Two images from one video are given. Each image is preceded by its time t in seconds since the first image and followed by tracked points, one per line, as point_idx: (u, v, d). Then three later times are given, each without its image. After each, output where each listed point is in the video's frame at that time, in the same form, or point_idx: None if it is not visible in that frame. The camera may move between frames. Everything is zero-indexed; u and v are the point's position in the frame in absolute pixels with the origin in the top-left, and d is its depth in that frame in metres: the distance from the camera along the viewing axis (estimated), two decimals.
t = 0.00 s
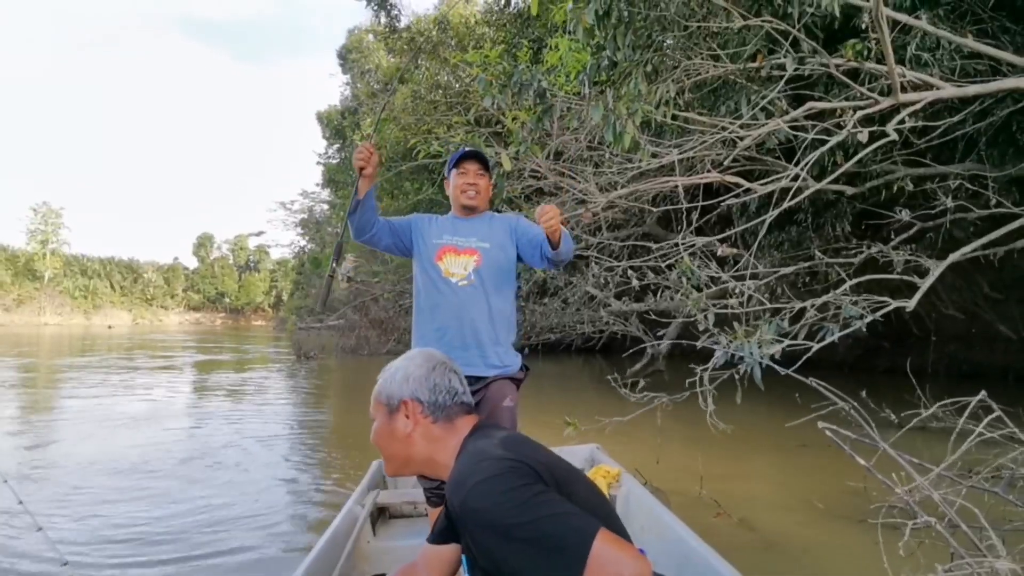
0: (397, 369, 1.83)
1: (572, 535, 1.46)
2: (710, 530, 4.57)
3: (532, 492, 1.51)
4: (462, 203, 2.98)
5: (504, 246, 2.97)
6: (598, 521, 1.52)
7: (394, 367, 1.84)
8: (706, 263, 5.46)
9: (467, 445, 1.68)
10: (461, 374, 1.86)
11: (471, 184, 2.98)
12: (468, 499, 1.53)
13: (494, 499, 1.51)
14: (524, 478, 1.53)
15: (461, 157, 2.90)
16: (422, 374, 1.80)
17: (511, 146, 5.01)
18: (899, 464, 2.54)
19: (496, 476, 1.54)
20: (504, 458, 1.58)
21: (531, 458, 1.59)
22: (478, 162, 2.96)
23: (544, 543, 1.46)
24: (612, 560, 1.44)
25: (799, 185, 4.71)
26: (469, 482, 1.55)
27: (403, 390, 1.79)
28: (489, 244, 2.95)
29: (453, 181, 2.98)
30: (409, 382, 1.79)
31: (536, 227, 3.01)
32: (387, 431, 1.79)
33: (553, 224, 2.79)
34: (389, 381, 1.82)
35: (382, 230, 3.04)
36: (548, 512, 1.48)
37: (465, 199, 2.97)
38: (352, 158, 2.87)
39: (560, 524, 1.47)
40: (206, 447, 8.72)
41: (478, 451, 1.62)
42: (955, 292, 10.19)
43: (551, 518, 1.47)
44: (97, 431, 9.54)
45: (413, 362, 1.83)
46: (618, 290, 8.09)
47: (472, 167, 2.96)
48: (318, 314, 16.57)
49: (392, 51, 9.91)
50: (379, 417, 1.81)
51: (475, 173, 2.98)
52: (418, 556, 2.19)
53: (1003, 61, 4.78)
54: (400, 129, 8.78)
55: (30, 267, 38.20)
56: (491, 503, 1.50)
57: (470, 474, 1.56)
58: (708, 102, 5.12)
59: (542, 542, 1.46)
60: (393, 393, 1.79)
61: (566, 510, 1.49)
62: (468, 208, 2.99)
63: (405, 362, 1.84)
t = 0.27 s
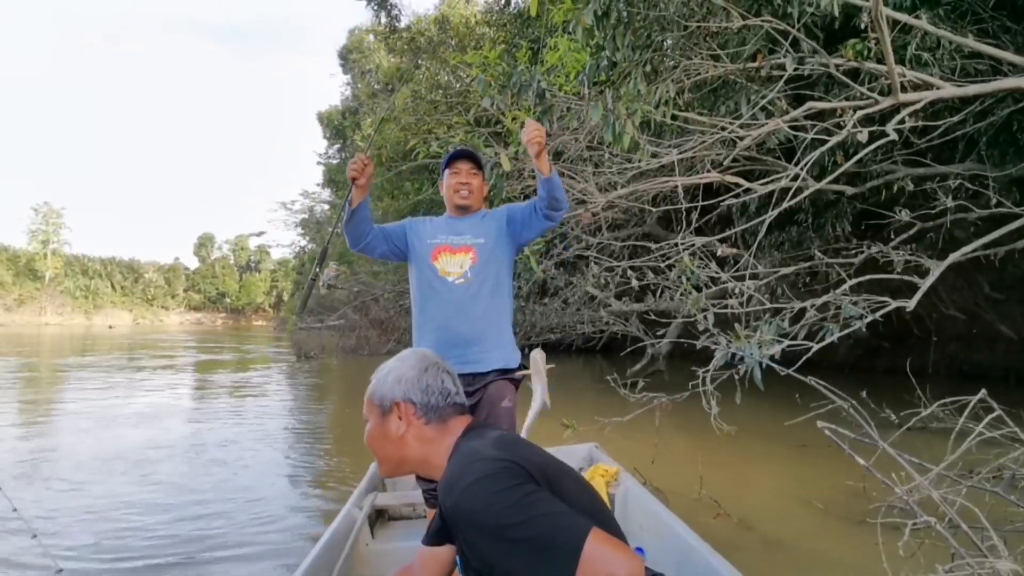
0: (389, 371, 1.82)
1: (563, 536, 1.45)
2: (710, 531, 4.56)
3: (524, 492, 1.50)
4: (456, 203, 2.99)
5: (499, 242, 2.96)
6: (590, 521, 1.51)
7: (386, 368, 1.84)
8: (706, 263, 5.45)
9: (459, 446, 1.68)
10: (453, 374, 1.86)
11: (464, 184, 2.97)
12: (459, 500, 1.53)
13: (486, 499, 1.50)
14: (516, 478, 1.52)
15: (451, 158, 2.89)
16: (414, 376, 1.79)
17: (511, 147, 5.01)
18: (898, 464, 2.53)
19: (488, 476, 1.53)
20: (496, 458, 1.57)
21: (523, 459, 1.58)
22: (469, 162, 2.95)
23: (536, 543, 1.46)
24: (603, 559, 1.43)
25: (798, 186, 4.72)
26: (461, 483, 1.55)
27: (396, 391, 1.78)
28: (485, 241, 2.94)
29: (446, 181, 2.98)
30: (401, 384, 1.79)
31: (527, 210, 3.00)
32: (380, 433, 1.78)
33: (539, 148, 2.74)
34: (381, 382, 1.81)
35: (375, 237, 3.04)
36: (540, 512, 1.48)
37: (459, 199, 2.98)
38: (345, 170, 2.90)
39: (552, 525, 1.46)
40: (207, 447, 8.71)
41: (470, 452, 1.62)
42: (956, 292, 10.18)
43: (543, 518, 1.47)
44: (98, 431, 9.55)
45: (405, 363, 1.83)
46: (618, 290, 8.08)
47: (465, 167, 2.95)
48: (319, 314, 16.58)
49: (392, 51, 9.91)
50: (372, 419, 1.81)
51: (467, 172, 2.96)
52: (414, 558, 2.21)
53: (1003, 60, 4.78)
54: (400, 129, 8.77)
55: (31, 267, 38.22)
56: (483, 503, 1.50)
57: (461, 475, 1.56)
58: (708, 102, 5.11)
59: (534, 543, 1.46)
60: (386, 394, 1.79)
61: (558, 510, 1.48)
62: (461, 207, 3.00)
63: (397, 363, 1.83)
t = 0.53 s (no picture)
0: (384, 373, 1.81)
1: (559, 540, 1.45)
2: (712, 533, 4.55)
3: (520, 495, 1.49)
4: (453, 203, 2.96)
5: (498, 235, 2.92)
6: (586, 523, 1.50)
7: (381, 370, 1.83)
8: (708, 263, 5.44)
9: (455, 449, 1.67)
10: (449, 375, 1.85)
11: (461, 184, 2.95)
12: (454, 504, 1.52)
13: (481, 503, 1.49)
14: (512, 481, 1.51)
15: (446, 157, 2.90)
16: (409, 378, 1.78)
17: (511, 147, 5.00)
18: (901, 465, 2.50)
19: (483, 479, 1.52)
20: (492, 461, 1.55)
21: (519, 460, 1.57)
22: (466, 161, 2.94)
23: (531, 547, 1.45)
24: (599, 562, 1.43)
25: (800, 185, 4.71)
26: (456, 486, 1.54)
27: (392, 394, 1.77)
28: (482, 234, 2.89)
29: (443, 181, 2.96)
30: (397, 387, 1.78)
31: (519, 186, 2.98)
32: (376, 436, 1.77)
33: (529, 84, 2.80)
34: (377, 385, 1.80)
35: (374, 242, 3.03)
36: (536, 516, 1.47)
37: (455, 198, 2.95)
38: (339, 177, 2.95)
39: (548, 528, 1.46)
40: (207, 446, 8.71)
41: (465, 453, 1.61)
42: (957, 292, 10.17)
43: (539, 522, 1.46)
44: (98, 431, 9.54)
45: (400, 365, 1.81)
46: (619, 290, 8.07)
47: (460, 167, 2.94)
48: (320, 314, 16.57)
49: (393, 51, 9.90)
50: (368, 421, 1.80)
51: (463, 172, 2.95)
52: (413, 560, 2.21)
53: (1005, 60, 4.77)
54: (401, 129, 8.77)
55: (32, 267, 38.21)
56: (478, 507, 1.49)
57: (456, 478, 1.55)
58: (708, 102, 5.09)
59: (530, 547, 1.45)
60: (382, 398, 1.78)
61: (554, 513, 1.47)
62: (459, 208, 2.97)
63: (393, 365, 1.82)
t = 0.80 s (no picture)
0: (386, 376, 1.79)
1: (561, 547, 1.42)
2: (715, 535, 4.53)
3: (522, 503, 1.48)
4: (453, 207, 2.93)
5: (498, 231, 2.89)
6: (590, 531, 1.47)
7: (383, 373, 1.81)
8: (710, 264, 5.42)
9: (457, 454, 1.65)
10: (453, 377, 1.83)
11: (461, 187, 2.92)
12: (456, 510, 1.51)
13: (483, 510, 1.48)
14: (515, 488, 1.50)
15: (442, 160, 2.88)
16: (411, 381, 1.77)
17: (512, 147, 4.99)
18: (914, 470, 2.47)
19: (485, 485, 1.51)
20: (495, 467, 1.54)
21: (523, 467, 1.55)
22: (463, 164, 2.92)
23: (533, 555, 1.43)
24: (604, 572, 1.39)
25: (802, 186, 4.69)
26: (458, 492, 1.53)
27: (393, 397, 1.76)
28: (482, 231, 2.86)
29: (441, 186, 2.92)
30: (398, 390, 1.76)
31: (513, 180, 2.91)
32: (378, 439, 1.76)
33: (522, 59, 2.79)
34: (378, 388, 1.78)
35: (376, 248, 3.05)
36: (539, 524, 1.45)
37: (457, 202, 2.93)
38: (336, 187, 2.95)
39: (550, 536, 1.43)
40: (208, 447, 8.69)
41: (468, 459, 1.60)
42: (959, 293, 10.14)
43: (542, 529, 1.44)
44: (98, 431, 9.53)
45: (402, 367, 1.80)
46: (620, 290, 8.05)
47: (458, 169, 2.91)
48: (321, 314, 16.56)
49: (393, 52, 9.89)
50: (370, 424, 1.79)
51: (461, 175, 2.92)
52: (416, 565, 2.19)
53: (1008, 60, 4.74)
54: (402, 129, 8.76)
55: (34, 267, 38.25)
56: (479, 514, 1.48)
57: (459, 484, 1.54)
58: (710, 102, 5.09)
59: (531, 554, 1.43)
60: (383, 400, 1.77)
61: (556, 521, 1.45)
62: (460, 211, 2.94)
63: (395, 367, 1.81)
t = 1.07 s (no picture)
0: (393, 375, 1.73)
1: (582, 557, 1.37)
2: (726, 540, 4.46)
3: (539, 512, 1.42)
4: (457, 205, 2.88)
5: (502, 226, 2.82)
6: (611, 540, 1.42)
7: (390, 372, 1.75)
8: (717, 263, 5.36)
9: (469, 458, 1.59)
10: (462, 377, 1.77)
11: (463, 184, 2.86)
12: (468, 521, 1.44)
13: (498, 520, 1.42)
14: (530, 497, 1.44)
15: (440, 160, 2.80)
16: (419, 382, 1.70)
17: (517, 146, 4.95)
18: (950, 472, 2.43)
19: (500, 494, 1.45)
20: (508, 474, 1.48)
21: (537, 473, 1.49)
22: (461, 160, 2.84)
23: (552, 567, 1.38)
24: None
25: (811, 184, 4.64)
26: (470, 501, 1.46)
27: (400, 398, 1.70)
28: (486, 226, 2.80)
29: (443, 186, 2.87)
30: (405, 390, 1.70)
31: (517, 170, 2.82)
32: (384, 442, 1.70)
33: (524, 39, 2.66)
34: (385, 389, 1.72)
35: (383, 252, 2.98)
36: (557, 535, 1.39)
37: (460, 200, 2.87)
38: (335, 196, 2.88)
39: (569, 546, 1.38)
40: (210, 450, 8.64)
41: (480, 465, 1.53)
42: (967, 293, 10.06)
43: (560, 540, 1.38)
44: (100, 434, 9.48)
45: (409, 367, 1.73)
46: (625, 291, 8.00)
47: (458, 167, 2.84)
48: (324, 317, 16.51)
49: (396, 53, 9.84)
50: (375, 426, 1.73)
51: (461, 171, 2.85)
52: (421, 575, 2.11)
53: (1017, 56, 4.70)
54: (404, 130, 8.73)
55: (37, 271, 38.28)
56: (494, 524, 1.42)
57: (471, 493, 1.47)
58: (715, 100, 5.04)
59: (550, 567, 1.38)
60: (389, 402, 1.70)
61: (575, 530, 1.40)
62: (463, 208, 2.89)
63: (402, 367, 1.74)
